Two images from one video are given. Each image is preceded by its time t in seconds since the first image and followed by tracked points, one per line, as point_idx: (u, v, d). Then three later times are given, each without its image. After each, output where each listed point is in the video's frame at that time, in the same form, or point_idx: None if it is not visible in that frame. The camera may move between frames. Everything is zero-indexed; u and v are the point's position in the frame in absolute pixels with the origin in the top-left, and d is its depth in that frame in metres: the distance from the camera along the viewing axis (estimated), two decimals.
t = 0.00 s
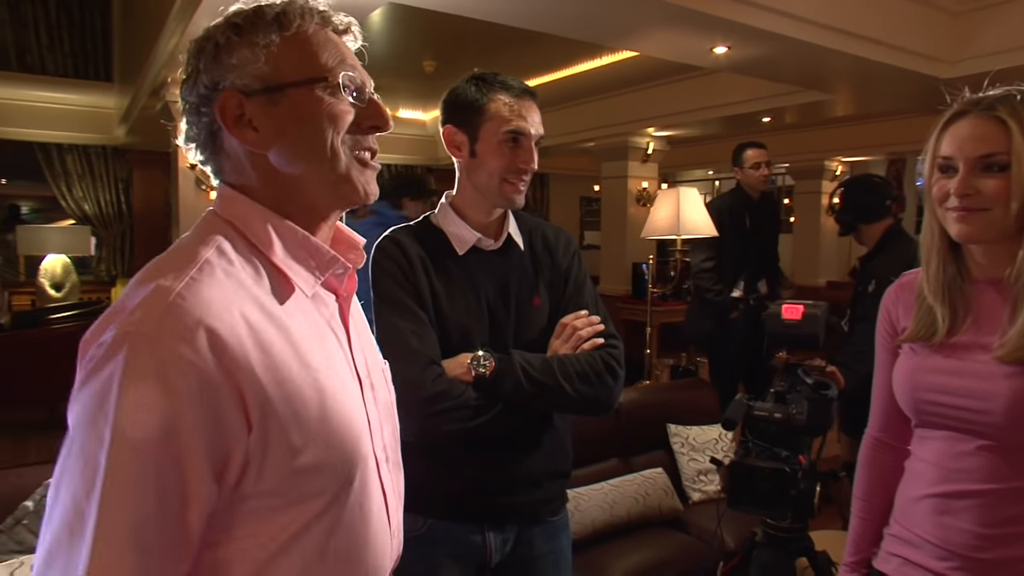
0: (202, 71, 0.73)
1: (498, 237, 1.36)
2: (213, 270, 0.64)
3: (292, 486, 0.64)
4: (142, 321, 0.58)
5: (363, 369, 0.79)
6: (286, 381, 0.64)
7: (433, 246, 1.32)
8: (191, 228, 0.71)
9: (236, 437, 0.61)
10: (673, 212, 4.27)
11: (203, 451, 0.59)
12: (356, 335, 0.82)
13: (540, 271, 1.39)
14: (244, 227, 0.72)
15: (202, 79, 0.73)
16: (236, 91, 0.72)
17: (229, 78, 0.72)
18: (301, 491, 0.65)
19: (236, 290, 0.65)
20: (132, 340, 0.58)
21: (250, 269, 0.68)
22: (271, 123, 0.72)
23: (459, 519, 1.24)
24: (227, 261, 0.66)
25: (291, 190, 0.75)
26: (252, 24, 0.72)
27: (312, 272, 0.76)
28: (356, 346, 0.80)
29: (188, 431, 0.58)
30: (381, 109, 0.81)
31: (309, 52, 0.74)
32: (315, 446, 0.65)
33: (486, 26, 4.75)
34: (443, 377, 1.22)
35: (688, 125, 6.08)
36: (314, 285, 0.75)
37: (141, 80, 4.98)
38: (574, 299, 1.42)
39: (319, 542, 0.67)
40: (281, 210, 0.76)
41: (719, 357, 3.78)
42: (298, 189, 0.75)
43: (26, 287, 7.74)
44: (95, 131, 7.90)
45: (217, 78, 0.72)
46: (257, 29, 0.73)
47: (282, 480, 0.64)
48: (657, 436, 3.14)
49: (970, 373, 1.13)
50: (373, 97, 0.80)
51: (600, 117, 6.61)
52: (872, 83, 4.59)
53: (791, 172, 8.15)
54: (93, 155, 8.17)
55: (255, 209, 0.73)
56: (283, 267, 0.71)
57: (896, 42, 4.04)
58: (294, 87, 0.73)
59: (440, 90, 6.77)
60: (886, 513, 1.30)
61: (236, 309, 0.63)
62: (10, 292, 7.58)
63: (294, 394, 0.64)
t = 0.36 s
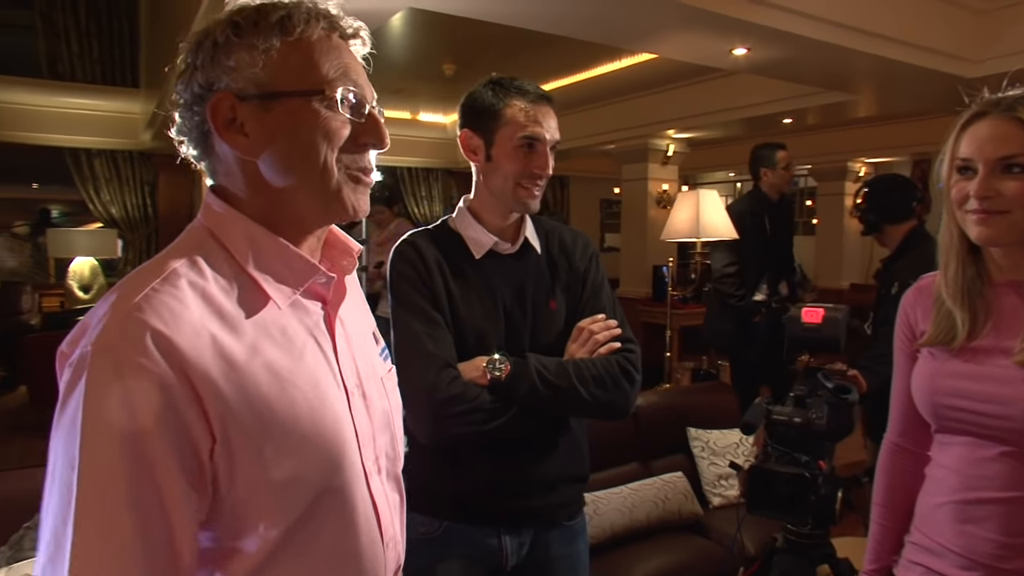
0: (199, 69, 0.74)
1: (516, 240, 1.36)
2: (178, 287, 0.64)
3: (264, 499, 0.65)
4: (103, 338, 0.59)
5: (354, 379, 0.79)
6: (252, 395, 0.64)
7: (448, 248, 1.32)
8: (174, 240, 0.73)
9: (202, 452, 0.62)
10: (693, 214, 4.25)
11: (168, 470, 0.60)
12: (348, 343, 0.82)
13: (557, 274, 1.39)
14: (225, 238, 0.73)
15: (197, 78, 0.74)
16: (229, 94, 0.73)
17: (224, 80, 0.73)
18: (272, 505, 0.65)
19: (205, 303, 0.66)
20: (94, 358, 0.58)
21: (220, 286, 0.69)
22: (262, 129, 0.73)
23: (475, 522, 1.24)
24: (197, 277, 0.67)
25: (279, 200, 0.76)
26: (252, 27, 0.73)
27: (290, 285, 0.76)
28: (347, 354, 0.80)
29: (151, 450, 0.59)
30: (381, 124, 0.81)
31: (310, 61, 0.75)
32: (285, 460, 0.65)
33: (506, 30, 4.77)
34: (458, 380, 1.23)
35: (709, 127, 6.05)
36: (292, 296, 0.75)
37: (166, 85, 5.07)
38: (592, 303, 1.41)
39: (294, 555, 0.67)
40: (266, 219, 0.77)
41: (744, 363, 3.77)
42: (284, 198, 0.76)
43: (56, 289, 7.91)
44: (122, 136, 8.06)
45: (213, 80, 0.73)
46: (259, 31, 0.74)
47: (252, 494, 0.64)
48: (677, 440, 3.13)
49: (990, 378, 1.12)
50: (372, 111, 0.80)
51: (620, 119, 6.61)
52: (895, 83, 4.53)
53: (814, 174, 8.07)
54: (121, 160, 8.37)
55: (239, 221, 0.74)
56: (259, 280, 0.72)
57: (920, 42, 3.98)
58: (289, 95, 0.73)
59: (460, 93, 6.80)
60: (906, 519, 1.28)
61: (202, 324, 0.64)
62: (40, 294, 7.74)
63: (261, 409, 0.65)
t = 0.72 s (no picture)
0: (225, 70, 0.74)
1: (544, 240, 1.36)
2: (209, 290, 0.64)
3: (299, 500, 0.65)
4: (139, 343, 0.58)
5: (378, 379, 0.79)
6: (283, 397, 0.64)
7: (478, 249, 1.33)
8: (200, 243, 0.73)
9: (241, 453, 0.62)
10: (727, 214, 4.21)
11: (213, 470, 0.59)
12: (371, 344, 0.82)
13: (587, 274, 1.38)
14: (251, 240, 0.73)
15: (224, 79, 0.74)
16: (258, 98, 0.73)
17: (253, 83, 0.73)
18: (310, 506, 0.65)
19: (235, 307, 0.65)
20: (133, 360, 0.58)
21: (248, 289, 0.68)
22: (291, 134, 0.73)
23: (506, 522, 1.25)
24: (225, 281, 0.67)
25: (307, 205, 0.76)
26: (281, 29, 0.73)
27: (314, 287, 0.75)
28: (370, 354, 0.80)
29: (192, 451, 0.59)
30: (401, 126, 0.83)
31: (338, 67, 0.76)
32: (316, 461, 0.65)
33: (538, 30, 4.76)
34: (488, 381, 1.24)
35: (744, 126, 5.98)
36: (318, 298, 0.75)
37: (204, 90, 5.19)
38: (621, 304, 1.41)
39: (329, 557, 0.67)
40: (289, 222, 0.77)
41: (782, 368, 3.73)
42: (312, 202, 0.76)
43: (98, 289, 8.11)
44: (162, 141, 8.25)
45: (241, 83, 0.73)
46: (287, 34, 0.74)
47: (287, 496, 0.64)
48: (710, 441, 3.09)
49: None
50: (395, 117, 0.81)
51: (653, 119, 6.57)
52: (937, 80, 4.44)
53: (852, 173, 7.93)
54: (160, 162, 8.61)
55: (265, 224, 0.74)
56: (285, 284, 0.72)
57: (962, 37, 3.89)
58: (317, 103, 0.74)
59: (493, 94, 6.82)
60: (943, 526, 1.25)
61: (233, 325, 0.63)
62: (84, 293, 7.95)
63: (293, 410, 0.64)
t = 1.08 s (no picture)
0: (265, 77, 0.74)
1: (553, 242, 1.35)
2: (234, 282, 0.64)
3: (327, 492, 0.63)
4: (168, 333, 0.58)
5: (393, 379, 0.78)
6: (311, 386, 0.63)
7: (488, 251, 1.33)
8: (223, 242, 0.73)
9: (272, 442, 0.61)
10: (739, 215, 4.19)
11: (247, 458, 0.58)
12: (386, 344, 0.82)
13: (595, 276, 1.38)
14: (275, 241, 0.73)
15: (261, 86, 0.74)
16: (289, 105, 0.72)
17: (286, 90, 0.72)
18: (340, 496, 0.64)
19: (262, 302, 0.65)
20: (165, 347, 0.58)
21: (270, 284, 0.68)
22: (316, 141, 0.72)
23: (514, 521, 1.26)
24: (248, 275, 0.66)
25: (328, 212, 0.75)
26: (317, 42, 0.73)
27: (333, 286, 0.75)
28: (386, 355, 0.80)
29: (224, 438, 0.58)
30: (429, 145, 0.80)
31: (368, 81, 0.74)
32: (343, 449, 0.64)
33: (550, 32, 4.77)
34: (496, 382, 1.24)
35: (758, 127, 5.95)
36: (337, 298, 0.74)
37: (218, 92, 5.26)
38: (630, 304, 1.41)
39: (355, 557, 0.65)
40: (312, 224, 0.76)
41: (806, 369, 3.76)
42: (332, 208, 0.75)
43: (113, 290, 8.19)
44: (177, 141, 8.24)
45: (275, 90, 0.73)
46: (323, 45, 0.73)
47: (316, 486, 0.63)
48: (721, 444, 3.08)
49: None
50: (424, 135, 0.78)
51: (665, 120, 6.56)
52: (952, 80, 4.40)
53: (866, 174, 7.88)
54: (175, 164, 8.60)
55: (289, 225, 0.74)
56: (305, 282, 0.71)
57: (978, 36, 3.86)
58: (344, 114, 0.72)
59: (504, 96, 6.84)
60: (956, 530, 1.24)
61: (260, 317, 0.63)
62: (99, 294, 8.03)
63: (322, 398, 0.63)
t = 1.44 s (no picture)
0: (297, 97, 0.77)
1: (560, 243, 1.37)
2: (289, 282, 0.67)
3: (365, 480, 0.67)
4: (232, 328, 0.62)
5: (434, 373, 0.81)
6: (364, 383, 0.67)
7: (497, 252, 1.33)
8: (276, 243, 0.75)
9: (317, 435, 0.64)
10: (748, 215, 4.18)
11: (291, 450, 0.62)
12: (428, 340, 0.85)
13: (602, 276, 1.39)
14: (324, 241, 0.75)
15: (296, 106, 0.77)
16: (324, 118, 0.75)
17: (319, 104, 0.76)
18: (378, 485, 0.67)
19: (318, 300, 0.68)
20: (225, 342, 0.61)
21: (323, 281, 0.71)
22: (355, 147, 0.75)
23: (521, 521, 1.26)
24: (304, 272, 0.69)
25: (370, 212, 0.78)
26: (342, 56, 0.76)
27: (381, 283, 0.77)
28: (427, 349, 0.83)
29: (274, 431, 0.61)
30: (457, 137, 0.83)
31: (392, 85, 0.77)
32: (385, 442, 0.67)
33: (558, 33, 4.77)
34: (503, 381, 1.24)
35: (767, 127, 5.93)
36: (384, 295, 0.77)
37: (227, 95, 5.29)
38: (637, 304, 1.41)
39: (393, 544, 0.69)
40: (357, 226, 0.78)
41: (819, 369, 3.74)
42: (374, 208, 0.78)
43: (123, 291, 8.24)
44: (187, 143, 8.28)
45: (309, 105, 0.76)
46: (347, 58, 0.76)
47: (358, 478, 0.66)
48: (730, 444, 3.07)
49: None
50: (450, 129, 0.82)
51: (673, 120, 6.54)
52: (961, 79, 4.38)
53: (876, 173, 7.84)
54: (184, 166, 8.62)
55: (336, 225, 0.76)
56: (355, 279, 0.74)
57: (988, 35, 3.84)
58: (375, 118, 0.76)
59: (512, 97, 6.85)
60: (965, 532, 1.23)
61: (315, 316, 0.67)
62: (109, 296, 8.07)
63: (368, 394, 0.67)
